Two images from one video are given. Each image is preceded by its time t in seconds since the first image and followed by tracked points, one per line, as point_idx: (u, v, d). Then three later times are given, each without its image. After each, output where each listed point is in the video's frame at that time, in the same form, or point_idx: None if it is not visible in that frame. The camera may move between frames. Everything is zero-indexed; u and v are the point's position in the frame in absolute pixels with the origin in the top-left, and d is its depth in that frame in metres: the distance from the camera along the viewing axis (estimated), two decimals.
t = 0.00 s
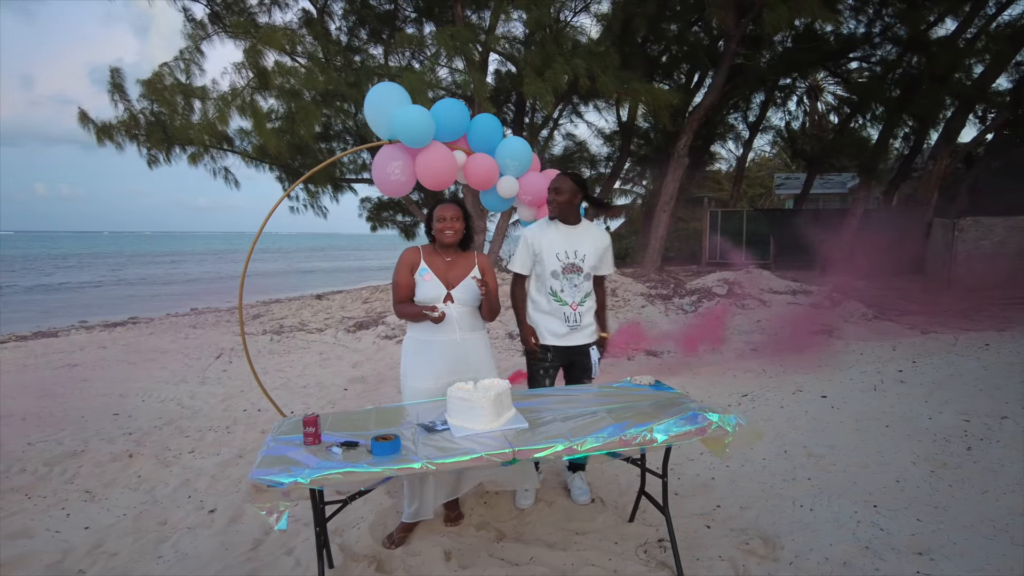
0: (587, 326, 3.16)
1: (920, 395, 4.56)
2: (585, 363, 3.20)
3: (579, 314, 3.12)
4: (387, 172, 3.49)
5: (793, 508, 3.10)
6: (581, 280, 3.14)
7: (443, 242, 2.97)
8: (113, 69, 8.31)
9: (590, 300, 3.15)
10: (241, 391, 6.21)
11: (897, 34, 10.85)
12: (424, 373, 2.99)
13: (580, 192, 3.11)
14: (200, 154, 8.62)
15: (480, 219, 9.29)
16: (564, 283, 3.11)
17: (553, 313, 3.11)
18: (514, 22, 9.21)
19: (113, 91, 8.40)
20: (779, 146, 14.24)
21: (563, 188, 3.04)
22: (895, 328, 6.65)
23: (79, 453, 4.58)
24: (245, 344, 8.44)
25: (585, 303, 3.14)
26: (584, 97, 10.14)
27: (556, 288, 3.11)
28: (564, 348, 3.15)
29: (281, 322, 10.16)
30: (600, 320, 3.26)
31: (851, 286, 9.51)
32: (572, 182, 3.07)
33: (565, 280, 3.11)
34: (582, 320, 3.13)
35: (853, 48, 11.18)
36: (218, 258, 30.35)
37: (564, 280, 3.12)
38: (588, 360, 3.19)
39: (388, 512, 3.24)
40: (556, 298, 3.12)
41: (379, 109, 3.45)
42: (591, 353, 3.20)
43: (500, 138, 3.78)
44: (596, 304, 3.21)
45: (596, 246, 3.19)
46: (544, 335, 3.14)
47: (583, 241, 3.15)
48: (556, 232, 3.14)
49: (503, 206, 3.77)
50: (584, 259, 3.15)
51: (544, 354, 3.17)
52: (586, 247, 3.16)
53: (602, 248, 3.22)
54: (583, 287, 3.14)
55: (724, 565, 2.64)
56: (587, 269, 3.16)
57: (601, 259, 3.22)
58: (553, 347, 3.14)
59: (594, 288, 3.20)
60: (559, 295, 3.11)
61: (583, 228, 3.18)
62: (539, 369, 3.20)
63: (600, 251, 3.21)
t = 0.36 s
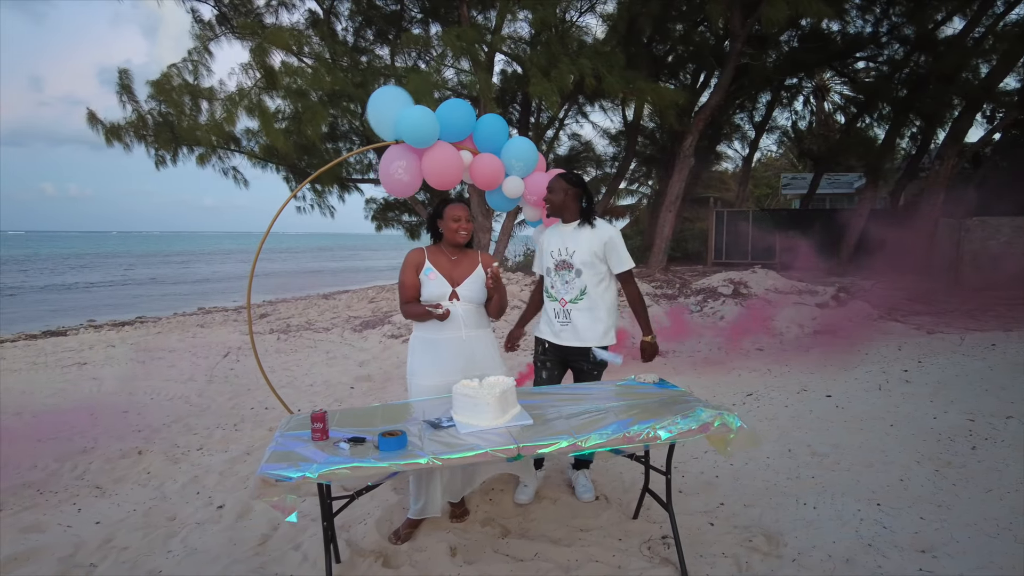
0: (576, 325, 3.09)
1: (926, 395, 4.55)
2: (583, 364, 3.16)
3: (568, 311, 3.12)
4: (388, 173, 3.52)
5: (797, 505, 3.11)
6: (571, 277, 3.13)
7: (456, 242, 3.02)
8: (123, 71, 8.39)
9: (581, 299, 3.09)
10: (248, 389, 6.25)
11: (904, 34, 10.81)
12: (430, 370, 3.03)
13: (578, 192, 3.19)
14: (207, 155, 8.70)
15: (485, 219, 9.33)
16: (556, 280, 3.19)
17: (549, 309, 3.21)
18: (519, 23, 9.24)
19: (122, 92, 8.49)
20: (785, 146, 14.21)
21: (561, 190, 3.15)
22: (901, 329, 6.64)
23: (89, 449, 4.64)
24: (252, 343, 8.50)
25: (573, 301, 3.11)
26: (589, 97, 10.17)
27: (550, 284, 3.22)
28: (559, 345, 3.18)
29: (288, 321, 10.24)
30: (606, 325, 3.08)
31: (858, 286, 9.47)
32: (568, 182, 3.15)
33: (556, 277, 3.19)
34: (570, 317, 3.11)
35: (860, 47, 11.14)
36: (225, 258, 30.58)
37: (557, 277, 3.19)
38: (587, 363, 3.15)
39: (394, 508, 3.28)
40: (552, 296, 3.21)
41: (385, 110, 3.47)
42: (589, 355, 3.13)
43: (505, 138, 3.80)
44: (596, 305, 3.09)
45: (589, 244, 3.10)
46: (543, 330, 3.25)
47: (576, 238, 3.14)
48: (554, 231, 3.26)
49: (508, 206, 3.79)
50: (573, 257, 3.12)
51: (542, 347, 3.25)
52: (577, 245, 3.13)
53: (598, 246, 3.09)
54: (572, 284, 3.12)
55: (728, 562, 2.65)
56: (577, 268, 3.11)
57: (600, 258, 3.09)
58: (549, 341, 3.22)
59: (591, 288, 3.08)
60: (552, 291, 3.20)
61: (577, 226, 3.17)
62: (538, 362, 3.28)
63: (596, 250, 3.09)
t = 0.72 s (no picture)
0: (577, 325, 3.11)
1: (933, 396, 4.54)
2: (589, 366, 3.15)
3: (570, 310, 3.14)
4: (395, 173, 3.52)
5: (804, 506, 3.11)
6: (573, 277, 3.15)
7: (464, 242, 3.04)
8: (129, 71, 8.42)
9: (582, 298, 3.10)
10: (254, 388, 6.28)
11: (912, 34, 10.79)
12: (439, 370, 3.03)
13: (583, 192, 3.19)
14: (213, 154, 8.73)
15: (490, 218, 9.34)
16: (562, 280, 3.23)
17: (557, 310, 3.25)
18: (525, 23, 9.24)
19: (129, 92, 8.52)
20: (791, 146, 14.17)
21: (566, 190, 3.14)
22: (908, 329, 6.62)
23: (97, 447, 4.67)
24: (257, 343, 8.53)
25: (575, 300, 3.12)
26: (594, 97, 10.17)
27: (558, 285, 3.27)
28: (565, 346, 3.19)
29: (293, 320, 10.28)
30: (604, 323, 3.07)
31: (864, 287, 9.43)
32: (573, 183, 3.15)
33: (562, 277, 3.23)
34: (572, 317, 3.13)
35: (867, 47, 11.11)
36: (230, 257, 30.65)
37: (563, 277, 3.23)
38: (590, 364, 3.15)
39: (401, 507, 3.28)
40: (559, 296, 3.25)
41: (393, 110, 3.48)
42: (597, 357, 3.12)
43: (512, 138, 3.81)
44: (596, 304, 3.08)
45: (587, 243, 3.10)
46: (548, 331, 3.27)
47: (577, 238, 3.15)
48: (563, 233, 3.30)
49: (514, 206, 3.80)
50: (575, 256, 3.14)
51: (548, 347, 3.26)
52: (578, 244, 3.14)
53: (596, 244, 3.07)
54: (574, 284, 3.14)
55: (735, 562, 2.66)
56: (577, 266, 3.12)
57: (597, 255, 3.08)
58: (554, 341, 3.24)
59: (589, 286, 3.08)
60: (559, 291, 3.24)
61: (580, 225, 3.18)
62: (544, 362, 3.28)
63: (593, 248, 3.08)
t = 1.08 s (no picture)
0: (570, 325, 3.14)
1: (926, 397, 4.55)
2: (580, 366, 3.21)
3: (562, 311, 3.16)
4: (392, 174, 3.55)
5: (793, 506, 3.13)
6: (565, 277, 3.16)
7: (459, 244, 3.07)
8: (129, 72, 8.47)
9: (575, 299, 3.13)
10: (252, 388, 6.31)
11: (911, 34, 10.80)
12: (433, 370, 3.06)
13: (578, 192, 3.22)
14: (213, 155, 8.79)
15: (488, 218, 9.37)
16: (550, 281, 3.21)
17: (542, 310, 3.24)
18: (524, 23, 9.26)
19: (128, 93, 8.56)
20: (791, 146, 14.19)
21: (564, 187, 3.15)
22: (904, 330, 6.64)
23: (95, 446, 4.71)
24: (256, 342, 8.55)
25: (568, 301, 3.14)
26: (593, 98, 10.20)
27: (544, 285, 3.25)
28: (555, 347, 3.22)
29: (292, 320, 10.31)
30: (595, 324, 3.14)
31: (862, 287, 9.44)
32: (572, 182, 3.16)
33: (551, 277, 3.21)
34: (564, 317, 3.15)
35: (867, 47, 11.12)
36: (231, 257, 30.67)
37: (551, 277, 3.21)
38: (580, 364, 3.20)
39: (394, 506, 3.31)
40: (546, 296, 3.23)
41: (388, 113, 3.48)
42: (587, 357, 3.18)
43: (506, 140, 3.84)
44: (588, 305, 3.14)
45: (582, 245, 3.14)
46: (535, 332, 3.28)
47: (572, 239, 3.17)
48: (549, 233, 3.29)
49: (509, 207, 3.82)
50: (569, 257, 3.15)
51: (537, 350, 3.28)
52: (572, 245, 3.16)
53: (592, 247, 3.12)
54: (566, 285, 3.15)
55: (723, 560, 2.68)
56: (571, 268, 3.14)
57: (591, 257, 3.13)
58: (543, 344, 3.25)
59: (583, 288, 3.12)
60: (546, 292, 3.22)
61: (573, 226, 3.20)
62: (533, 365, 3.30)
63: (589, 250, 3.13)
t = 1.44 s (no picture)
0: (525, 328, 3.20)
1: (871, 395, 4.69)
2: (530, 366, 3.27)
3: (517, 314, 3.19)
4: (344, 176, 3.55)
5: (735, 504, 3.19)
6: (520, 280, 3.20)
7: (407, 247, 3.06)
8: (83, 70, 8.25)
9: (530, 301, 3.20)
10: (208, 393, 6.21)
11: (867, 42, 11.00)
12: (381, 374, 3.06)
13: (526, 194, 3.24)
14: (173, 156, 8.65)
15: (452, 221, 9.36)
16: (503, 284, 3.20)
17: (492, 315, 3.19)
18: (489, 26, 9.24)
19: (83, 92, 8.36)
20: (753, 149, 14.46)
21: (516, 191, 3.16)
22: (856, 330, 6.81)
23: (40, 455, 4.59)
24: (215, 347, 8.41)
25: (524, 304, 3.20)
26: (557, 101, 10.26)
27: (494, 288, 3.20)
28: (507, 353, 3.23)
29: (254, 324, 10.16)
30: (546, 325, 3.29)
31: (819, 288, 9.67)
32: (522, 184, 3.19)
33: (504, 281, 3.20)
34: (519, 320, 3.19)
35: (824, 54, 11.38)
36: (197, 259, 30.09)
37: (504, 280, 3.20)
38: (531, 365, 3.27)
39: (342, 511, 3.30)
40: (496, 299, 3.20)
41: (338, 116, 3.47)
42: (537, 358, 3.25)
43: (458, 143, 3.84)
44: (541, 307, 3.27)
45: (537, 250, 3.25)
46: (482, 341, 3.24)
47: (525, 244, 3.24)
48: (495, 237, 3.27)
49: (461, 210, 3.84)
50: (524, 261, 3.21)
51: (485, 359, 3.26)
52: (526, 249, 3.24)
53: (545, 252, 3.28)
54: (522, 287, 3.20)
55: (663, 559, 2.72)
56: (528, 271, 3.21)
57: (544, 262, 3.29)
58: (492, 351, 3.23)
59: (537, 290, 3.24)
60: (498, 295, 3.19)
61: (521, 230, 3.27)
62: (482, 372, 3.30)
63: (543, 255, 3.27)
